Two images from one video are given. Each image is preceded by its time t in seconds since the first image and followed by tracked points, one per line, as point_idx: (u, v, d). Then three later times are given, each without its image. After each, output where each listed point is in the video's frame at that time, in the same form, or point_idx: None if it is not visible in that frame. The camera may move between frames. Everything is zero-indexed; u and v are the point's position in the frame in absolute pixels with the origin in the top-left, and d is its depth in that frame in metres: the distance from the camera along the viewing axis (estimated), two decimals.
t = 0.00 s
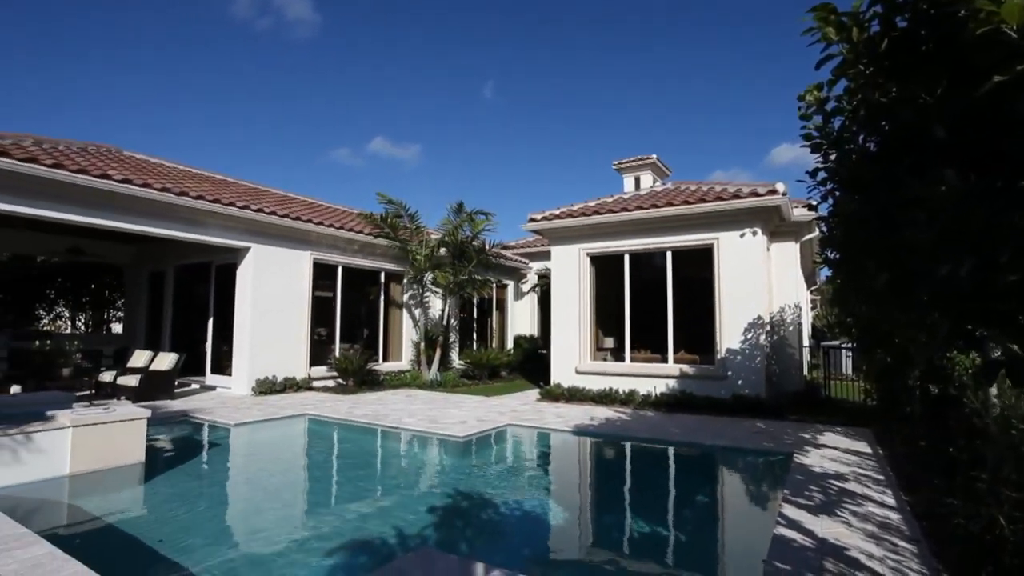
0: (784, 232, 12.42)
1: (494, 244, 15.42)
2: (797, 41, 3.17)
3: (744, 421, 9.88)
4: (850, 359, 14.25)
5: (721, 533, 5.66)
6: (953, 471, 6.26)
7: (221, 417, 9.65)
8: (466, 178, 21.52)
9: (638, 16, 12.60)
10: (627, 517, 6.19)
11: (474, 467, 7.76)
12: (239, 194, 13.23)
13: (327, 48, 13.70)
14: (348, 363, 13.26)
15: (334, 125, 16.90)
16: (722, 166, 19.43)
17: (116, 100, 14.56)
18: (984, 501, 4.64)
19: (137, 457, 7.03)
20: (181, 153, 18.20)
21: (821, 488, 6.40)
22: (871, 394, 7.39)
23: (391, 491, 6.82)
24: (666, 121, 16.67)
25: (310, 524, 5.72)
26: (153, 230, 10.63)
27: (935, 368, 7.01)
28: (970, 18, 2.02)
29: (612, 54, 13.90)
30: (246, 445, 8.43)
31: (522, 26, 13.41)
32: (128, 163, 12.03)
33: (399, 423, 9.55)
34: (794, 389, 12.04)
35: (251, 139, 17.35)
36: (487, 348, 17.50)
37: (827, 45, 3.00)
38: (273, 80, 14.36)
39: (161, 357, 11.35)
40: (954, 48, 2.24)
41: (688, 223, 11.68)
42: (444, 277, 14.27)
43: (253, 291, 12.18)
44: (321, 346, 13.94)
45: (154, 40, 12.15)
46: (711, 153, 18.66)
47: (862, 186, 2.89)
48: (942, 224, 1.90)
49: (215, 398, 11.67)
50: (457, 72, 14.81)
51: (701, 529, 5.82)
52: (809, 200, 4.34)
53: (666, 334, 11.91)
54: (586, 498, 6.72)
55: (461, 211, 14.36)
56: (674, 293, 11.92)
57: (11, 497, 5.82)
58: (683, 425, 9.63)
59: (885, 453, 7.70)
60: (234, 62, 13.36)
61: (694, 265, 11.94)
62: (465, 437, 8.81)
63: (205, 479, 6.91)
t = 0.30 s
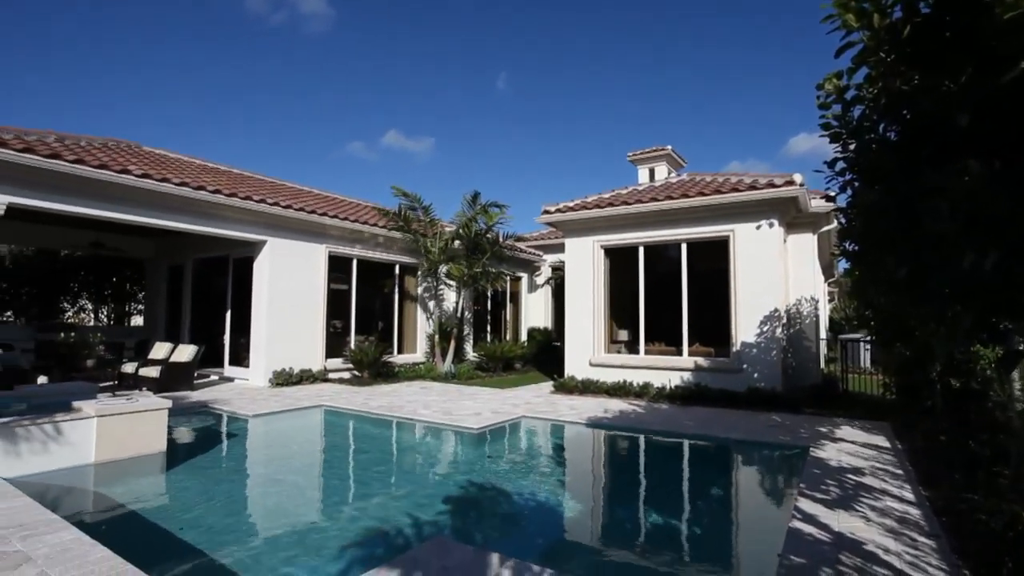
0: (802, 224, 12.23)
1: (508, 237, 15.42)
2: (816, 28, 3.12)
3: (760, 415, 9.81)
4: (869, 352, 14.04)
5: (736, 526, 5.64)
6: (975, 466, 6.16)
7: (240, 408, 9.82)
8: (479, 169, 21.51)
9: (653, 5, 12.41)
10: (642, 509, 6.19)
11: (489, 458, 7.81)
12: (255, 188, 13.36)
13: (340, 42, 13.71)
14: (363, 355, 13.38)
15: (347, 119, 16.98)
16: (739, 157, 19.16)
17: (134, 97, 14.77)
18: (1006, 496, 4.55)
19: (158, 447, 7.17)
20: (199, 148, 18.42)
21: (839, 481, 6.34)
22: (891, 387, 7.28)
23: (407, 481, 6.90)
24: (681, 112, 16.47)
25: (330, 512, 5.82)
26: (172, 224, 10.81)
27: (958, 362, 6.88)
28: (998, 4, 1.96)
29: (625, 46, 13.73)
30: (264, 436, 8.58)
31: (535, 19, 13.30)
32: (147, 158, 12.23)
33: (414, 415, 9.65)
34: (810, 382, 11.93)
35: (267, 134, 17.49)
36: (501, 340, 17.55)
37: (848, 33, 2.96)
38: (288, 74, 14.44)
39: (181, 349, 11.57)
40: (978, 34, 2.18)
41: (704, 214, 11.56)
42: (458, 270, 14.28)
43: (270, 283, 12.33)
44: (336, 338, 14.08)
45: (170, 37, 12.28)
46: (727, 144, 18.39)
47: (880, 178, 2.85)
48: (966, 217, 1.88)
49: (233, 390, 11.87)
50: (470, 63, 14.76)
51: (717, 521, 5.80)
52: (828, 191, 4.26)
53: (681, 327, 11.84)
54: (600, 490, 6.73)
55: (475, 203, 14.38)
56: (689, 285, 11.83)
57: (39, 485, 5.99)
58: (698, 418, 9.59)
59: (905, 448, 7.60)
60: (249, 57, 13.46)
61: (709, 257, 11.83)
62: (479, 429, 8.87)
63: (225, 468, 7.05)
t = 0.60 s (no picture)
0: (820, 214, 12.02)
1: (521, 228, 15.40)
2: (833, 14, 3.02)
3: (776, 407, 9.73)
4: (888, 344, 13.82)
5: (751, 518, 5.62)
6: (998, 460, 6.05)
7: (257, 398, 9.99)
8: (493, 160, 21.47)
9: None
10: (655, 501, 6.20)
11: (502, 449, 7.86)
12: (271, 181, 13.51)
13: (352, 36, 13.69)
14: (378, 347, 13.51)
15: (361, 111, 17.03)
16: (756, 146, 18.84)
17: (154, 92, 14.97)
18: None
19: (179, 436, 7.34)
20: (216, 141, 18.64)
21: (856, 475, 6.27)
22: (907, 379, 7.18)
23: (421, 471, 6.98)
24: (697, 102, 16.22)
25: (345, 501, 5.92)
26: (190, 218, 10.98)
27: (980, 355, 6.73)
28: None
29: (640, 36, 13.54)
30: (281, 426, 8.72)
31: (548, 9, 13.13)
32: (164, 152, 12.41)
33: (428, 406, 9.73)
34: (827, 374, 11.79)
35: (281, 127, 17.62)
36: (515, 332, 17.59)
37: (870, 17, 2.90)
38: (301, 67, 14.48)
39: (199, 340, 11.78)
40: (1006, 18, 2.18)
41: (720, 204, 11.42)
42: (472, 262, 14.31)
43: (285, 276, 12.48)
44: (351, 330, 14.22)
45: (187, 33, 12.39)
46: (744, 134, 18.10)
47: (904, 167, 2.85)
48: (995, 204, 1.90)
49: (251, 380, 12.07)
50: (482, 54, 14.68)
51: (731, 514, 5.78)
52: (846, 181, 4.17)
53: (695, 318, 11.75)
54: (614, 481, 6.75)
55: (489, 193, 14.38)
56: (703, 277, 11.72)
57: (67, 472, 6.16)
58: (712, 410, 9.54)
59: (924, 441, 7.49)
60: (265, 51, 13.55)
61: (725, 248, 11.70)
62: (493, 420, 8.92)
63: (243, 457, 7.19)
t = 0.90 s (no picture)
0: (839, 204, 11.79)
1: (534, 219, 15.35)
2: None
3: (792, 399, 9.62)
4: (909, 336, 13.54)
5: (765, 510, 5.60)
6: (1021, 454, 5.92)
7: (275, 389, 10.16)
8: (507, 151, 21.39)
9: None
10: (668, 492, 6.19)
11: (515, 439, 7.90)
12: (286, 174, 13.63)
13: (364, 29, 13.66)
14: (392, 338, 13.62)
15: (374, 102, 17.06)
16: (774, 134, 18.47)
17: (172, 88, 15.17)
18: None
19: (199, 426, 7.49)
20: (233, 135, 18.86)
21: (873, 468, 6.19)
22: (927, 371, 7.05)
23: (435, 460, 7.06)
24: (713, 90, 15.93)
25: (359, 490, 6.01)
26: (209, 211, 11.17)
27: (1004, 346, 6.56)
28: None
29: (655, 25, 13.30)
30: (298, 416, 8.88)
31: None
32: (182, 147, 12.61)
33: (442, 397, 9.81)
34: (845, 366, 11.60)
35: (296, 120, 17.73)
36: (528, 323, 17.60)
37: None
38: (314, 60, 14.52)
39: (218, 332, 12.00)
40: None
41: (736, 194, 11.25)
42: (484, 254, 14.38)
43: (301, 268, 12.62)
44: (366, 322, 14.37)
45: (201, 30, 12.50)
46: (762, 122, 17.76)
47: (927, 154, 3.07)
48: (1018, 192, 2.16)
49: (268, 371, 12.28)
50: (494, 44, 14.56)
51: (746, 506, 5.75)
52: (867, 168, 4.03)
53: (710, 309, 11.64)
54: (627, 472, 6.76)
55: (502, 184, 14.34)
56: (719, 268, 11.59)
57: (94, 459, 6.36)
58: (726, 402, 9.47)
59: (944, 435, 7.35)
60: (279, 45, 13.64)
61: (741, 239, 11.54)
62: (506, 410, 8.97)
63: (262, 446, 7.35)
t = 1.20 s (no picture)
0: (856, 193, 11.58)
1: (546, 211, 15.30)
2: None
3: (806, 391, 9.53)
4: (927, 327, 13.32)
5: (776, 503, 5.56)
6: None
7: (289, 379, 10.30)
8: (519, 141, 21.30)
9: None
10: (680, 484, 6.19)
11: (527, 430, 7.94)
12: (298, 167, 13.71)
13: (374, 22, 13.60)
14: (404, 330, 13.70)
15: (386, 93, 17.04)
16: (790, 122, 18.17)
17: (186, 82, 15.30)
18: None
19: (216, 416, 7.64)
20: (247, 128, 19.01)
21: (889, 461, 6.11)
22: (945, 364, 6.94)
23: (446, 451, 7.12)
24: (729, 80, 15.62)
25: (372, 480, 6.10)
26: (224, 204, 11.27)
27: None
28: None
29: (669, 13, 13.07)
30: (312, 406, 8.99)
31: None
32: (196, 141, 12.72)
33: (454, 388, 9.87)
34: (860, 359, 11.49)
35: (308, 112, 17.79)
36: (541, 314, 17.60)
37: None
38: (326, 52, 14.51)
39: (232, 324, 12.16)
40: None
41: (750, 184, 11.10)
42: (496, 246, 14.37)
43: (313, 261, 12.72)
44: (379, 313, 14.47)
45: (213, 26, 12.53)
46: (779, 112, 17.45)
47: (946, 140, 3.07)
48: None
49: (283, 362, 12.45)
50: (506, 34, 14.43)
51: (757, 498, 5.73)
52: (885, 157, 3.92)
53: (723, 300, 11.53)
54: (638, 464, 6.76)
55: (513, 175, 14.31)
56: (732, 259, 11.46)
57: (115, 447, 6.52)
58: (739, 394, 9.42)
59: (963, 428, 7.24)
60: (291, 39, 13.66)
61: (755, 229, 11.40)
62: (518, 402, 9.00)
63: (276, 436, 7.47)
